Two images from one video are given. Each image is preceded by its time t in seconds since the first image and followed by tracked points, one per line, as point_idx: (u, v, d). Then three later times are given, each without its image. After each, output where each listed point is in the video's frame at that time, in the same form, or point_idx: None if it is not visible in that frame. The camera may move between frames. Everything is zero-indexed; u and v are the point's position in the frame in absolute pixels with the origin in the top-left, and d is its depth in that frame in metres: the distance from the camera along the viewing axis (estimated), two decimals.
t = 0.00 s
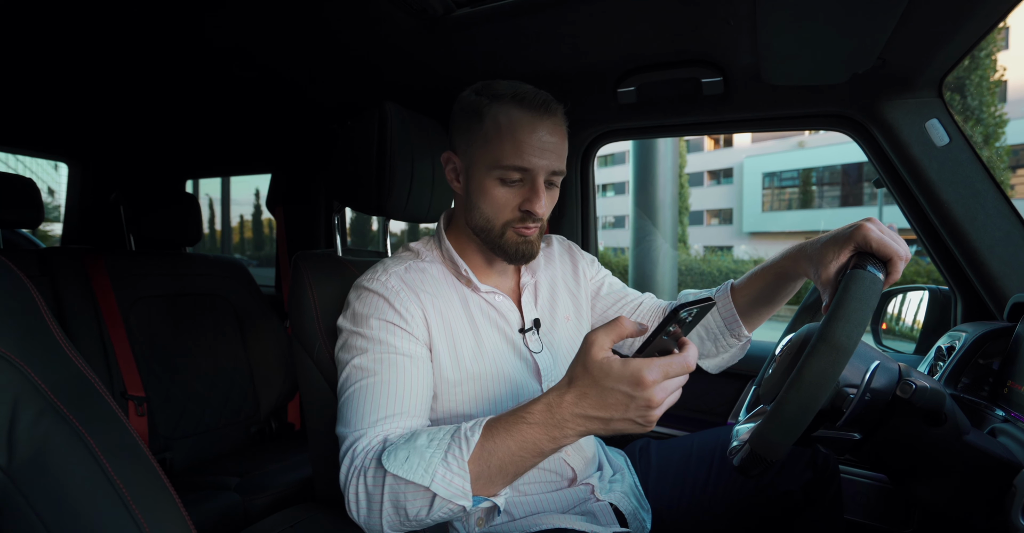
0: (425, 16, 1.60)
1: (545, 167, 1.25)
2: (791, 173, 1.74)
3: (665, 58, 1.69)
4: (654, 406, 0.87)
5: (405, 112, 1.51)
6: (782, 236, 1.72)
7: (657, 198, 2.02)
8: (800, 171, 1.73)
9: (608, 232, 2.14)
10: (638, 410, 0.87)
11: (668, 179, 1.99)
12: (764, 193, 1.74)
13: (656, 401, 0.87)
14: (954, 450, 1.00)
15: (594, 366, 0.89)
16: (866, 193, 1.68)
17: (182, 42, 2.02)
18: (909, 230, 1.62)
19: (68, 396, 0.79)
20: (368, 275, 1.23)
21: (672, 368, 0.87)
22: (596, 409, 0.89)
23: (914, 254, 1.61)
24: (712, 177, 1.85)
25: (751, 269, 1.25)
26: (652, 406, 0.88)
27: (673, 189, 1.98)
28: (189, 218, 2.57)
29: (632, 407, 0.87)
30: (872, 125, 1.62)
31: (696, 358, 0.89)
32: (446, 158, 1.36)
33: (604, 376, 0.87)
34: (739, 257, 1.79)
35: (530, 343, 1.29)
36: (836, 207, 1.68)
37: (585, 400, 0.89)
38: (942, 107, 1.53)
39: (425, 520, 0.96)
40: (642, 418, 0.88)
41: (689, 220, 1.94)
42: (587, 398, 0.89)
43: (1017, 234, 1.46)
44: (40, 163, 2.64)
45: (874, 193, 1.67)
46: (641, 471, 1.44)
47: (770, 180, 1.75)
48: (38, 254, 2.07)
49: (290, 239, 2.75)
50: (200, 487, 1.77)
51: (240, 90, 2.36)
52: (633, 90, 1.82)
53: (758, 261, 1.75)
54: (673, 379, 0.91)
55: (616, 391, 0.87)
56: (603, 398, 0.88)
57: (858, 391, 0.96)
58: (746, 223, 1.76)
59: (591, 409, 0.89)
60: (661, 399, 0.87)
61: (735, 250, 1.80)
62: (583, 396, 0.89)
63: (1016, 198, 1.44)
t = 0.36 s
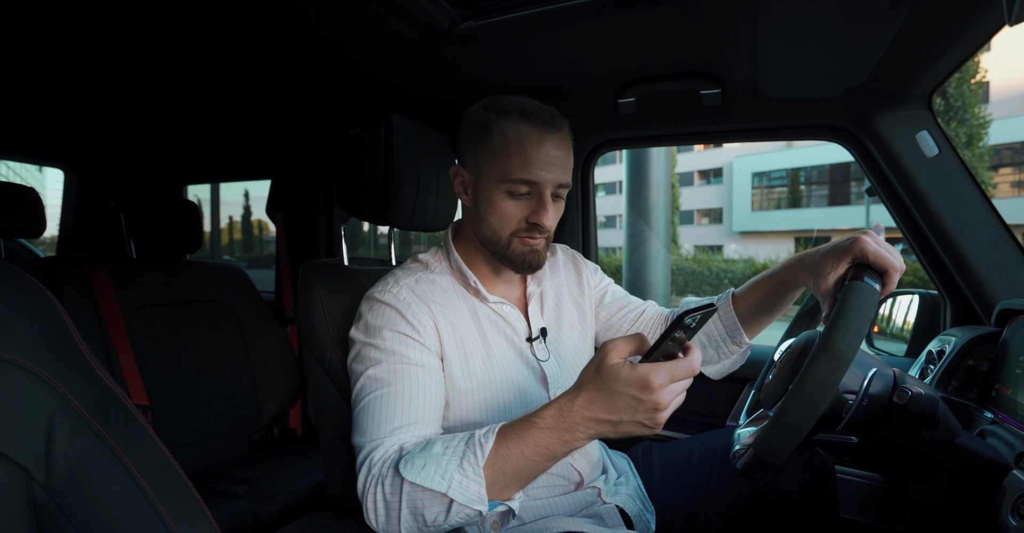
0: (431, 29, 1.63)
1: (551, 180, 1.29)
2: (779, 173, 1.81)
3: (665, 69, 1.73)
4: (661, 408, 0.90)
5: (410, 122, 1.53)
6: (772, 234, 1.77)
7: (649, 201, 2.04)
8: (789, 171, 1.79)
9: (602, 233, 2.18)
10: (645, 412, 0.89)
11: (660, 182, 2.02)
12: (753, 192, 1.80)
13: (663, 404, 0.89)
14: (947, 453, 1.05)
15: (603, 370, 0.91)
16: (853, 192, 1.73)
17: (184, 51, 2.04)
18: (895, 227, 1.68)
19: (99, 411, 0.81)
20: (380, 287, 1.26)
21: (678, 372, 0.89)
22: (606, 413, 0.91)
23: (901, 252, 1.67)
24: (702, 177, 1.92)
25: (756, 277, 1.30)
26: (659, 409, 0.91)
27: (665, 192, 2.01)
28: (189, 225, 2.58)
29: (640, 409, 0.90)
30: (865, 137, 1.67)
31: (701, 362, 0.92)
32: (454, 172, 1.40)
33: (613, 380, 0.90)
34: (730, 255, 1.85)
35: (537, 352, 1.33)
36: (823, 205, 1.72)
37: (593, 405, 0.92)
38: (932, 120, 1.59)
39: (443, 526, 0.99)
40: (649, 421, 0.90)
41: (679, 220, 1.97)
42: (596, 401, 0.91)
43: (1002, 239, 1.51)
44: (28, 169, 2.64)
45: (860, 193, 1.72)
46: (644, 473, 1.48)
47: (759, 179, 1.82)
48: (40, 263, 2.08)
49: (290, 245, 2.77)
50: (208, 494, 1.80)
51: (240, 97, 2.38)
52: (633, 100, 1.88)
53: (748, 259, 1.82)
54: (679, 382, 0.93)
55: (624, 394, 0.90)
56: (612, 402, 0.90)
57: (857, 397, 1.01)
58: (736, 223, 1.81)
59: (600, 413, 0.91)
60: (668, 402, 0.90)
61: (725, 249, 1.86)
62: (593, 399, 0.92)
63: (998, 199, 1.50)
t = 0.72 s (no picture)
0: (433, 41, 1.67)
1: (557, 190, 1.34)
2: (766, 172, 1.86)
3: (660, 79, 1.78)
4: (666, 410, 0.95)
5: (413, 130, 1.57)
6: (757, 234, 1.81)
7: (640, 202, 2.11)
8: (774, 170, 1.85)
9: (594, 233, 2.24)
10: (651, 414, 0.94)
11: (650, 184, 2.08)
12: (740, 193, 1.87)
13: (668, 405, 0.94)
14: (932, 448, 1.11)
15: (612, 375, 0.97)
16: (838, 190, 1.80)
17: (185, 60, 2.06)
18: (876, 226, 1.75)
19: (128, 420, 0.84)
20: (389, 295, 1.31)
21: (683, 376, 0.94)
22: (613, 415, 0.96)
23: (884, 250, 1.74)
24: (690, 176, 2.01)
25: (746, 285, 1.36)
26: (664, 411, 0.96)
27: (656, 194, 2.08)
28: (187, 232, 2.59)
29: (646, 411, 0.95)
30: (851, 145, 1.74)
31: (703, 367, 0.97)
32: (460, 181, 1.44)
33: (621, 384, 0.95)
34: (717, 254, 1.90)
35: (541, 355, 1.38)
36: (808, 203, 1.77)
37: (602, 407, 0.97)
38: (914, 129, 1.66)
39: (457, 523, 1.04)
40: (655, 422, 0.96)
41: (668, 219, 2.04)
42: (604, 404, 0.97)
43: (980, 242, 1.59)
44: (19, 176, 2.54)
45: (845, 191, 1.79)
46: (642, 471, 1.54)
47: (745, 179, 1.88)
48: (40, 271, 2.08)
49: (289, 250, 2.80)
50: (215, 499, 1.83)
51: (239, 104, 2.40)
52: (629, 109, 1.95)
53: (735, 258, 1.86)
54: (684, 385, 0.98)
55: (631, 396, 0.95)
56: (619, 404, 0.95)
57: (846, 396, 1.10)
58: (723, 222, 1.87)
59: (607, 415, 0.96)
60: (673, 404, 0.95)
61: (713, 248, 1.90)
62: (601, 402, 0.97)
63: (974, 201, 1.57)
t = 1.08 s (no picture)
0: (429, 54, 1.71)
1: (546, 203, 1.39)
2: (748, 175, 1.95)
3: (647, 93, 1.85)
4: (653, 410, 1.01)
5: (409, 142, 1.62)
6: (740, 234, 1.86)
7: (625, 205, 2.18)
8: (757, 172, 1.94)
9: (582, 233, 2.31)
10: (637, 412, 1.00)
11: (635, 189, 2.17)
12: (723, 193, 1.96)
13: (654, 406, 1.00)
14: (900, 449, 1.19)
15: (599, 377, 1.01)
16: (817, 192, 1.88)
17: (180, 68, 2.08)
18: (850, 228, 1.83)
19: (142, 426, 0.87)
20: (387, 303, 1.35)
21: (667, 377, 1.00)
22: (603, 416, 1.02)
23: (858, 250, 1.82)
24: (674, 178, 2.08)
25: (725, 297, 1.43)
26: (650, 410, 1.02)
27: (640, 199, 2.16)
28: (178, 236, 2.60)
29: (633, 411, 1.01)
30: (829, 158, 1.82)
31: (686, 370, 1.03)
32: (455, 194, 1.49)
33: (610, 387, 1.00)
34: (701, 255, 1.95)
35: (533, 361, 1.44)
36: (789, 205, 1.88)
37: (591, 409, 1.02)
38: (887, 146, 1.76)
39: (455, 523, 1.09)
40: (642, 420, 1.01)
41: (652, 220, 2.09)
42: (594, 406, 1.02)
43: (947, 251, 1.68)
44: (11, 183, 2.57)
45: (824, 192, 1.87)
46: (630, 471, 1.59)
47: (728, 180, 1.98)
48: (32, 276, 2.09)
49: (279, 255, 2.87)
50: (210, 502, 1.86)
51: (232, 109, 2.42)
52: (618, 121, 2.00)
53: (719, 259, 1.92)
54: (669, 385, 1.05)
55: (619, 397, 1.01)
56: (609, 406, 1.01)
57: (822, 399, 1.17)
58: (707, 223, 1.92)
59: (597, 415, 1.02)
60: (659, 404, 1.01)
61: (697, 249, 1.96)
62: (592, 404, 1.02)
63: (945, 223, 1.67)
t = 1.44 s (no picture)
0: (428, 63, 1.76)
1: (507, 198, 1.46)
2: (733, 178, 2.05)
3: (639, 103, 1.91)
4: (650, 412, 1.06)
5: (407, 148, 1.66)
6: (727, 235, 1.85)
7: (614, 208, 2.25)
8: (741, 174, 2.04)
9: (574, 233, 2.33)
10: (633, 411, 1.06)
11: (624, 193, 2.25)
12: (709, 195, 2.03)
13: (652, 408, 1.06)
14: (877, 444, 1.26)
15: (603, 375, 1.07)
16: (801, 194, 1.97)
17: (178, 73, 2.10)
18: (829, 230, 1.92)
19: (161, 428, 0.91)
20: (394, 305, 1.39)
21: (663, 379, 1.05)
22: (604, 415, 1.07)
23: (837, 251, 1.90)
24: (660, 179, 2.17)
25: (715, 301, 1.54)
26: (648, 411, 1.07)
27: (629, 201, 2.24)
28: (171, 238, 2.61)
29: (632, 410, 1.06)
30: (811, 167, 1.91)
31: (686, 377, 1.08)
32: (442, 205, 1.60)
33: (611, 386, 1.06)
34: (686, 256, 1.99)
35: (533, 363, 1.49)
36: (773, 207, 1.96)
37: (592, 406, 1.07)
38: (866, 155, 1.84)
39: (462, 517, 1.13)
40: (639, 420, 1.07)
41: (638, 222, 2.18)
42: (597, 405, 1.07)
43: (922, 256, 1.77)
44: None
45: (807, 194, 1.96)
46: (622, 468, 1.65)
47: (713, 183, 2.08)
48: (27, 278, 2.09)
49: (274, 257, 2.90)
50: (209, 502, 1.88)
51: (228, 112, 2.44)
52: (610, 129, 2.05)
53: (704, 260, 1.93)
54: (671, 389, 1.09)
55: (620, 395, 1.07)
56: (610, 404, 1.06)
57: (804, 399, 1.23)
58: (692, 225, 1.95)
59: (599, 412, 1.07)
60: (656, 404, 1.06)
61: (682, 249, 1.99)
62: (594, 403, 1.07)
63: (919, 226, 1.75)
